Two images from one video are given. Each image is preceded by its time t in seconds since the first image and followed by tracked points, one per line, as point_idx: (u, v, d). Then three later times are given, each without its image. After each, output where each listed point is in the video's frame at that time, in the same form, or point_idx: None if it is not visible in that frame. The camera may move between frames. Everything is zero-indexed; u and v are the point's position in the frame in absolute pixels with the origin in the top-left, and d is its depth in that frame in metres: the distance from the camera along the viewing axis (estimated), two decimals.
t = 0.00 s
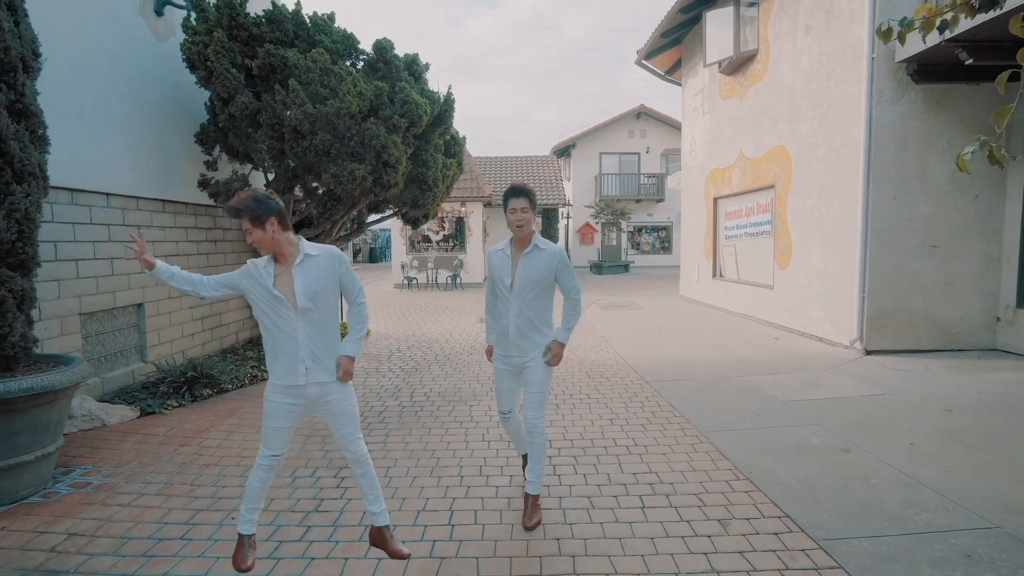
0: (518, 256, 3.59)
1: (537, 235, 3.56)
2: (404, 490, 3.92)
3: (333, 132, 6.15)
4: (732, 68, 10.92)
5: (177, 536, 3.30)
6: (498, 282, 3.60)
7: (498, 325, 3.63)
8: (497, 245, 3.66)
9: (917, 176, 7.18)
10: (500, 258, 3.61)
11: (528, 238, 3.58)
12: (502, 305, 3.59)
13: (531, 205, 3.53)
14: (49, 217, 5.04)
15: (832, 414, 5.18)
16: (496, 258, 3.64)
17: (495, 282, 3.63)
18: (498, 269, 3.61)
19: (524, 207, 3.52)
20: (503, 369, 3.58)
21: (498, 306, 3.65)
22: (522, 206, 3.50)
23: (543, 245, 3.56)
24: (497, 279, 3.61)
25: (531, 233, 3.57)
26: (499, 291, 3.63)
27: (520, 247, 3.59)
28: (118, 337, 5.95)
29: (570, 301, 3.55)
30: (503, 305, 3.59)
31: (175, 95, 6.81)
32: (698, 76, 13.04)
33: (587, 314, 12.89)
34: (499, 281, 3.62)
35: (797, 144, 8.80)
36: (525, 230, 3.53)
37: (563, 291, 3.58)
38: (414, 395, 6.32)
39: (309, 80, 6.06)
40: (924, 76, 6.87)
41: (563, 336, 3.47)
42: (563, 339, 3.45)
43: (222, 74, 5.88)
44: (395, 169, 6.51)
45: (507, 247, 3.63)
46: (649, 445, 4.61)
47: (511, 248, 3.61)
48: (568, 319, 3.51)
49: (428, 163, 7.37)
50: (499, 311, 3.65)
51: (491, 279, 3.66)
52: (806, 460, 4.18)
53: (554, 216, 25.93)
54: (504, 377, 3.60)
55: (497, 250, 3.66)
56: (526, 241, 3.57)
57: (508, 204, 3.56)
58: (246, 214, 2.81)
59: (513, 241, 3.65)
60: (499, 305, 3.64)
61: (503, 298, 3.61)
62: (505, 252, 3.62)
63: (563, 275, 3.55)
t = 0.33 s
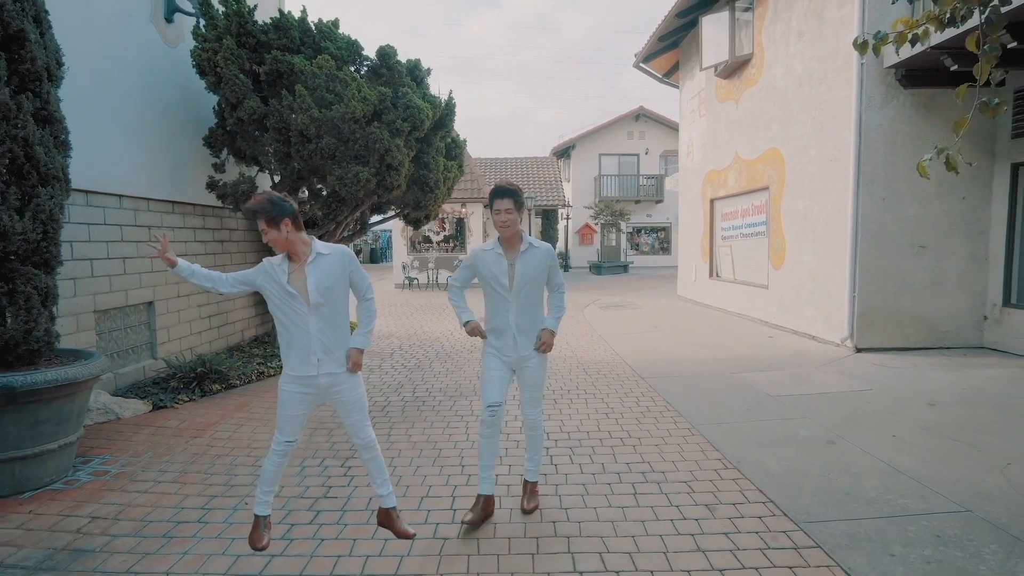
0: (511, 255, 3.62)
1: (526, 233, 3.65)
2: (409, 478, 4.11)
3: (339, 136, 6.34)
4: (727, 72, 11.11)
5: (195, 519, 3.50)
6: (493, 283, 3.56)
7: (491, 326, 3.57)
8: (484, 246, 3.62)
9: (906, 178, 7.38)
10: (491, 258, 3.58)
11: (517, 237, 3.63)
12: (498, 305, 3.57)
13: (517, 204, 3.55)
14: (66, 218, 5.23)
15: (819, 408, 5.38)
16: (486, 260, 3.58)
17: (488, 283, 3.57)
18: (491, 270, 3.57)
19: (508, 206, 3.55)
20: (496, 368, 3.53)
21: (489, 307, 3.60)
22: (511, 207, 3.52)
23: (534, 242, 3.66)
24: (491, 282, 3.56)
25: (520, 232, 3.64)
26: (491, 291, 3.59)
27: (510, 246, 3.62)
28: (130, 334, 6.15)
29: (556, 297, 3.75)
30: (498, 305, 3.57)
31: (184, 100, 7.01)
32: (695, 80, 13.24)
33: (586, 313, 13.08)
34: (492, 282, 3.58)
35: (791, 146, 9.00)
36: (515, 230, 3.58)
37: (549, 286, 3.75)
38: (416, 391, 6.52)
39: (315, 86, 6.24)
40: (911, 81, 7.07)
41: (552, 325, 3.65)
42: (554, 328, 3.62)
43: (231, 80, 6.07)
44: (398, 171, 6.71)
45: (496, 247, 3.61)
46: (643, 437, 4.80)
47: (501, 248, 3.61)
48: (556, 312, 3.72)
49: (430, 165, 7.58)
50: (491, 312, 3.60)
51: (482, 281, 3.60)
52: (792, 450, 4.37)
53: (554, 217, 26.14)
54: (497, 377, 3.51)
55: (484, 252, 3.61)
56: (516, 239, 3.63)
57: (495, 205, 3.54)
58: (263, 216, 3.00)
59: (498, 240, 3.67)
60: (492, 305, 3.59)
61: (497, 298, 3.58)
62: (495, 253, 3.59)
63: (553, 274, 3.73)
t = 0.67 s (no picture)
0: (489, 259, 3.47)
1: (497, 235, 3.55)
2: (418, 470, 4.28)
3: (346, 138, 6.49)
4: (727, 74, 11.25)
5: (214, 508, 3.67)
6: (481, 289, 3.37)
7: (476, 334, 3.39)
8: (461, 252, 3.40)
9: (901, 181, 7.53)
10: (471, 265, 3.40)
11: (490, 240, 3.50)
12: (482, 312, 3.39)
13: (490, 208, 3.43)
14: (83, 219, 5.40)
15: (814, 404, 5.53)
16: (466, 267, 3.39)
17: (474, 290, 3.38)
18: (475, 277, 3.37)
19: (482, 211, 3.40)
20: (479, 379, 3.36)
21: (469, 314, 3.41)
22: (488, 212, 3.39)
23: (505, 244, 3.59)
24: (479, 288, 3.37)
25: (492, 235, 3.52)
26: (474, 299, 3.40)
27: (486, 250, 3.47)
28: (144, 332, 6.32)
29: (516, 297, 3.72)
30: (484, 312, 3.39)
31: (195, 103, 7.17)
32: (695, 82, 13.41)
33: (587, 312, 13.25)
34: (477, 289, 3.38)
35: (789, 148, 9.15)
36: (490, 233, 3.46)
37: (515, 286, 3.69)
38: (422, 387, 6.68)
39: (324, 90, 6.40)
40: (907, 85, 7.21)
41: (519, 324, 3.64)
42: (524, 327, 3.61)
43: (241, 84, 6.24)
44: (404, 173, 6.87)
45: (474, 253, 3.43)
46: (643, 432, 4.96)
47: (479, 252, 3.44)
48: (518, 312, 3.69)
49: (434, 167, 7.75)
50: (472, 320, 3.40)
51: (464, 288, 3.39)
52: (786, 445, 4.53)
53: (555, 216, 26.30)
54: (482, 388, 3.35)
55: (462, 258, 3.40)
56: (489, 242, 3.51)
57: (470, 210, 3.37)
58: (282, 219, 3.17)
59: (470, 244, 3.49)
60: (474, 313, 3.40)
61: (482, 305, 3.39)
62: (474, 258, 3.41)
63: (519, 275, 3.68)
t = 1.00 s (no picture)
0: (446, 265, 3.52)
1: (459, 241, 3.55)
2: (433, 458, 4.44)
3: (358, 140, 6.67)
4: (730, 76, 11.40)
5: (239, 494, 3.84)
6: (435, 293, 3.45)
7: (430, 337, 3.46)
8: (417, 257, 3.48)
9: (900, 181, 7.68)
10: (426, 269, 3.48)
11: (450, 246, 3.52)
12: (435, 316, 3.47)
13: (448, 214, 3.43)
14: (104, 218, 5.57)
15: (814, 399, 5.70)
16: (419, 271, 3.48)
17: (428, 292, 3.47)
18: (428, 281, 3.46)
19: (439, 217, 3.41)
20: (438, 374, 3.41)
21: (424, 316, 3.50)
22: (444, 219, 3.39)
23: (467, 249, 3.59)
24: (434, 293, 3.45)
25: (452, 240, 3.52)
26: (428, 302, 3.48)
27: (444, 256, 3.51)
28: (159, 328, 6.48)
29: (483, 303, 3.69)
30: (437, 315, 3.47)
31: (208, 104, 7.34)
32: (698, 83, 13.58)
33: (590, 311, 13.41)
34: (431, 292, 3.47)
35: (789, 150, 9.31)
36: (449, 239, 3.48)
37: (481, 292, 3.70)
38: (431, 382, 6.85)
39: (336, 93, 6.57)
40: (905, 88, 7.37)
41: (483, 332, 3.61)
42: (488, 334, 3.61)
43: (256, 87, 6.40)
44: (413, 174, 7.04)
45: (431, 258, 3.48)
46: (647, 425, 5.13)
47: (436, 258, 3.49)
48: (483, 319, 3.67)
49: (442, 168, 7.91)
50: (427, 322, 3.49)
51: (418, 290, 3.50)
52: (786, 437, 4.69)
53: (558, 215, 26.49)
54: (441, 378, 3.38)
55: (417, 262, 3.48)
56: (449, 247, 3.53)
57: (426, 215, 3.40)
58: (306, 218, 3.33)
59: (429, 248, 3.53)
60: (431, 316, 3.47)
61: (437, 309, 3.47)
62: (430, 263, 3.48)
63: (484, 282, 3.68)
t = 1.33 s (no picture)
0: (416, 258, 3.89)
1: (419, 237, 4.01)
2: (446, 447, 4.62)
3: (370, 141, 6.84)
4: (732, 78, 11.57)
5: (263, 480, 4.02)
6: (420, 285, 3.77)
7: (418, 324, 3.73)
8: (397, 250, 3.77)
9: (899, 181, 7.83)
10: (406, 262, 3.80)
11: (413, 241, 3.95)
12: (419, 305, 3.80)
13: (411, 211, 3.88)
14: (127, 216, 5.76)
15: (814, 393, 5.87)
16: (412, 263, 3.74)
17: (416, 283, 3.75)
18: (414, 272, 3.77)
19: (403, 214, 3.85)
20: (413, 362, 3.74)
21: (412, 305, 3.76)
22: (407, 215, 3.84)
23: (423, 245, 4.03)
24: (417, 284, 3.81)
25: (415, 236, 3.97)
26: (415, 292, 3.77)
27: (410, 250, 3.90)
28: (177, 323, 6.67)
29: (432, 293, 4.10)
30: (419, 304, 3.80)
31: (224, 107, 7.53)
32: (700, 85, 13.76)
33: (593, 309, 13.56)
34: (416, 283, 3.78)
35: (791, 151, 9.48)
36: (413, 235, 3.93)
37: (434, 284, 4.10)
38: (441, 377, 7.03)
39: (349, 96, 6.75)
40: (904, 90, 7.53)
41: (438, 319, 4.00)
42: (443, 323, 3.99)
43: (271, 89, 6.59)
44: (424, 174, 7.22)
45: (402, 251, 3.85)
46: (652, 417, 5.30)
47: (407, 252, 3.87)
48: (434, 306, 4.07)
49: (451, 168, 8.09)
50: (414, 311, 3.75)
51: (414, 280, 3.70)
52: (787, 429, 4.86)
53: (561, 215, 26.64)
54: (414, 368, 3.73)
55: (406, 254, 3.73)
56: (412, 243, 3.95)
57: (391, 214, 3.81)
58: (329, 216, 3.50)
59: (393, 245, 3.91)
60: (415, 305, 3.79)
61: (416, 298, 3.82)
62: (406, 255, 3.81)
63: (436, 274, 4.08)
